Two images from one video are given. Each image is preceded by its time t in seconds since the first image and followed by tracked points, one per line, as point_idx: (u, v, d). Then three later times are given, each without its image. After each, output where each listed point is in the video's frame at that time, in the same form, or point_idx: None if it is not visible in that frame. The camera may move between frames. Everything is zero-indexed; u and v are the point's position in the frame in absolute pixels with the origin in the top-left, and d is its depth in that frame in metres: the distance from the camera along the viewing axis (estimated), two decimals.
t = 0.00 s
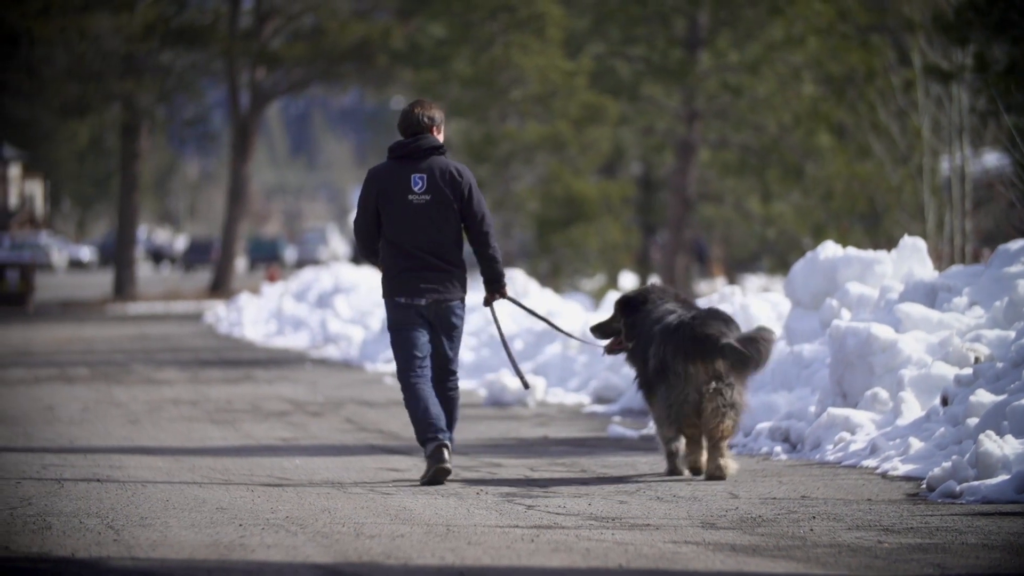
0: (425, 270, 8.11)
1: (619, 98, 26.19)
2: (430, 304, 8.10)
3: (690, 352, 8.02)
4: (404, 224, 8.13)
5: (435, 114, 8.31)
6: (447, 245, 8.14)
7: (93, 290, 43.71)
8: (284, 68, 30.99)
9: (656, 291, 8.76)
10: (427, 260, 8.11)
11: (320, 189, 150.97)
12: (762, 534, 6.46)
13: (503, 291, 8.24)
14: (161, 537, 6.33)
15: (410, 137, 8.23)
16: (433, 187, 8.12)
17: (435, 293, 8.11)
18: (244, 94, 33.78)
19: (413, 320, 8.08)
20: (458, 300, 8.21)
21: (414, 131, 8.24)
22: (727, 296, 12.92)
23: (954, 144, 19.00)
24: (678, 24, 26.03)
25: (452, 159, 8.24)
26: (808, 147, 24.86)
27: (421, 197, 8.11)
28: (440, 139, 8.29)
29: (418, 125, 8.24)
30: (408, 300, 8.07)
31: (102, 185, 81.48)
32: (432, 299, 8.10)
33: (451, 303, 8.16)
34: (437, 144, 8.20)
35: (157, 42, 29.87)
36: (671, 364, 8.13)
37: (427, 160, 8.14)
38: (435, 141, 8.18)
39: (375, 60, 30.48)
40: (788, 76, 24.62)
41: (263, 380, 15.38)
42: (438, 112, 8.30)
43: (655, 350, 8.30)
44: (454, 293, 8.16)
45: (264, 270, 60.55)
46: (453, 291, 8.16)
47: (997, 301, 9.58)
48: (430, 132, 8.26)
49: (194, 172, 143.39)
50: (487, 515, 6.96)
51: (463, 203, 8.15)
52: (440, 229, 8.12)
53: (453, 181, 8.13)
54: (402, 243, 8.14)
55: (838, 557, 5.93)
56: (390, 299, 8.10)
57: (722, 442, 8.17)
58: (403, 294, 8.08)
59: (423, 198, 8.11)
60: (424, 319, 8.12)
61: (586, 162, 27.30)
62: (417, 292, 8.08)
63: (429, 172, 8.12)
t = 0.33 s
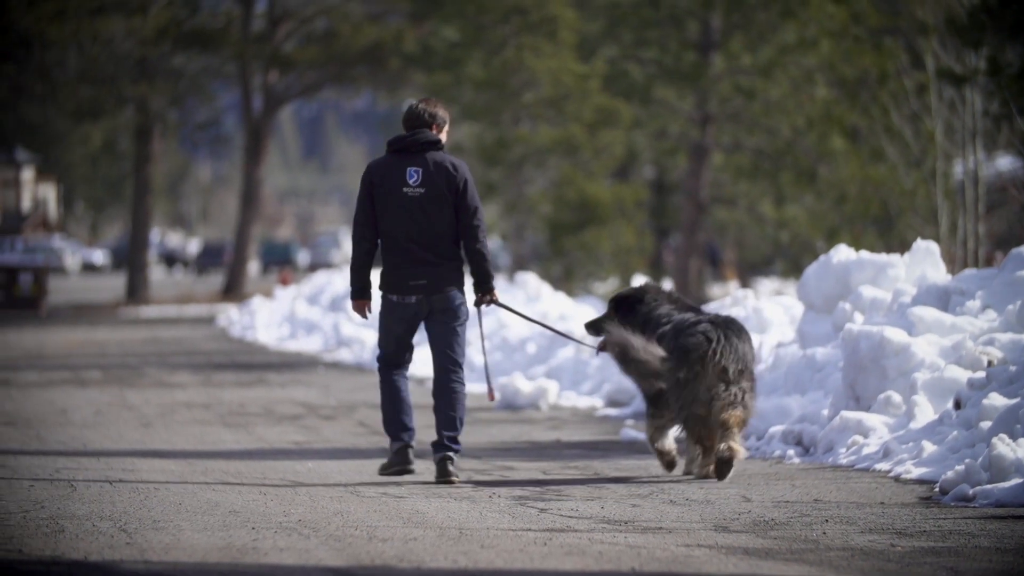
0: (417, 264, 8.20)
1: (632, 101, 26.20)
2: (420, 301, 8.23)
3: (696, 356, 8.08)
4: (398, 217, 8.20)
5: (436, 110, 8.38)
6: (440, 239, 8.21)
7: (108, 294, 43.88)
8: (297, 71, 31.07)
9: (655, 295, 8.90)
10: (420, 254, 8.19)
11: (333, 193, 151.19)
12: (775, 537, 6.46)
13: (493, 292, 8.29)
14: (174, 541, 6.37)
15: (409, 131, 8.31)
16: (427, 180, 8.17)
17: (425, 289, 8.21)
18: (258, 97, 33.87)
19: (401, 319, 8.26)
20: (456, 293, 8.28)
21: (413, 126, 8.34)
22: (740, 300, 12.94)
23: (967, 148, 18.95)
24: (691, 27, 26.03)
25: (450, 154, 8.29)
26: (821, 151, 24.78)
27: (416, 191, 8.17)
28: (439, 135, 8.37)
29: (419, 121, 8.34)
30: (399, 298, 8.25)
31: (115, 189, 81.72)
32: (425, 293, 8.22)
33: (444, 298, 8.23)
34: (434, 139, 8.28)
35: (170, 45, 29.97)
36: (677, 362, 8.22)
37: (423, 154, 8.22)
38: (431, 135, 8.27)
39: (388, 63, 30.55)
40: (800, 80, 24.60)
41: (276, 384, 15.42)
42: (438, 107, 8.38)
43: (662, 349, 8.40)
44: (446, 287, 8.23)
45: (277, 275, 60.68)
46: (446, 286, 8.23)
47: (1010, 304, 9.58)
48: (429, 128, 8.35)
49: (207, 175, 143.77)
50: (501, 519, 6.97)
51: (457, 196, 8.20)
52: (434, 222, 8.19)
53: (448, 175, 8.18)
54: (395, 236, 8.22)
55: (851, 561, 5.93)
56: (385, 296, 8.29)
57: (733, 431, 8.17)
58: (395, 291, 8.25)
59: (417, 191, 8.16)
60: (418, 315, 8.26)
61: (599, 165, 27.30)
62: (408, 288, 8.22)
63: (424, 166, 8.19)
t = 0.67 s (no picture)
0: (392, 277, 8.27)
1: (642, 104, 26.18)
2: (394, 313, 8.31)
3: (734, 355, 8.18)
4: (373, 230, 8.27)
5: (410, 123, 8.44)
6: (415, 251, 8.24)
7: (119, 297, 43.97)
8: (307, 74, 31.09)
9: (641, 300, 8.86)
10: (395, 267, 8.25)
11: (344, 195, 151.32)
12: (786, 540, 6.47)
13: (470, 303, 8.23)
14: (185, 544, 6.40)
15: (383, 146, 8.39)
16: (399, 193, 8.22)
17: (400, 301, 8.28)
18: (268, 101, 33.91)
19: (375, 328, 8.33)
20: (431, 305, 8.31)
21: (387, 140, 8.41)
22: (750, 302, 12.93)
23: (977, 151, 18.89)
24: (701, 30, 26.00)
25: (424, 166, 8.33)
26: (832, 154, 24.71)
27: (388, 204, 8.23)
28: (413, 147, 8.42)
29: (394, 136, 8.41)
30: (376, 309, 8.32)
31: (126, 192, 81.87)
32: (401, 305, 8.28)
33: (419, 311, 8.28)
34: (407, 152, 8.33)
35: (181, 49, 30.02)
36: (695, 364, 8.22)
37: (395, 168, 8.28)
38: (404, 149, 8.32)
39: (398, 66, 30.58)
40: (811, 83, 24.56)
41: (287, 387, 15.43)
42: (411, 121, 8.43)
43: (665, 354, 8.36)
44: (420, 300, 8.28)
45: (286, 278, 60.80)
46: (420, 296, 8.27)
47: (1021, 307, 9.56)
48: (403, 141, 8.41)
49: (218, 178, 143.99)
50: (511, 522, 6.98)
51: (429, 208, 8.23)
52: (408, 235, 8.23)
53: (419, 187, 8.22)
54: (370, 248, 8.29)
55: (861, 564, 5.94)
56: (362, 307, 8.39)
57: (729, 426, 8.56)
58: (372, 302, 8.33)
59: (389, 204, 8.22)
60: (392, 327, 8.33)
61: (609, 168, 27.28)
62: (383, 299, 8.30)
63: (396, 179, 8.24)
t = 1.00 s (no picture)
0: (384, 276, 8.44)
1: (653, 106, 26.18)
2: (389, 308, 8.43)
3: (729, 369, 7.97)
4: (364, 232, 8.45)
5: (406, 129, 8.60)
6: (406, 253, 8.45)
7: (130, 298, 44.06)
8: (318, 75, 31.14)
9: (634, 299, 8.96)
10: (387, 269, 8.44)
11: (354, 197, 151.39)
12: (796, 541, 6.48)
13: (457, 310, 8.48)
14: (196, 544, 6.43)
15: (380, 149, 8.55)
16: (391, 198, 8.41)
17: (395, 298, 8.43)
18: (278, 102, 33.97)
19: (371, 325, 8.40)
20: (419, 304, 8.50)
21: (383, 145, 8.57)
22: (760, 303, 12.96)
23: (988, 152, 18.84)
24: (712, 31, 26.00)
25: (416, 173, 8.51)
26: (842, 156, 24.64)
27: (379, 207, 8.42)
28: (409, 154, 8.58)
29: (390, 142, 8.57)
30: (369, 305, 8.42)
31: (138, 193, 81.95)
32: (394, 303, 8.43)
33: (411, 310, 8.47)
34: (403, 159, 8.49)
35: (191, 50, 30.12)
36: (685, 362, 8.24)
37: (388, 173, 8.45)
38: (400, 156, 8.48)
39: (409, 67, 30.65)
40: (821, 85, 24.54)
41: (297, 388, 15.47)
42: (408, 126, 8.58)
43: (659, 355, 8.44)
44: (412, 298, 8.46)
45: (296, 279, 60.92)
46: (412, 297, 8.46)
47: None
48: (399, 148, 8.57)
49: (229, 179, 144.20)
50: (521, 523, 7.00)
51: (419, 214, 8.42)
52: (398, 237, 8.43)
53: (412, 194, 8.40)
54: (361, 248, 8.47)
55: (872, 565, 5.95)
56: (353, 304, 8.46)
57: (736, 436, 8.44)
58: (363, 300, 8.44)
59: (381, 208, 8.41)
60: (388, 323, 8.45)
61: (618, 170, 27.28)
62: (377, 296, 8.43)
63: (389, 184, 8.42)
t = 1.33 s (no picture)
0: (379, 265, 8.52)
1: (665, 102, 26.18)
2: (383, 299, 8.55)
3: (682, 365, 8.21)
4: (363, 217, 8.53)
5: (411, 120, 8.69)
6: (403, 242, 8.54)
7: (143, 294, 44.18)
8: (329, 71, 31.19)
9: (626, 306, 9.10)
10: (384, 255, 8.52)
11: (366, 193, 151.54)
12: (808, 537, 6.49)
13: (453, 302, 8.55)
14: (209, 540, 6.46)
15: (384, 137, 8.64)
16: (393, 185, 8.50)
17: (387, 288, 8.54)
18: (290, 98, 34.05)
19: (364, 319, 8.56)
20: (415, 294, 8.59)
21: (388, 134, 8.67)
22: (773, 299, 12.98)
23: (1001, 147, 18.79)
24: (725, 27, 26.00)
25: (419, 164, 8.62)
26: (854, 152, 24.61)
27: (381, 193, 8.50)
28: (413, 145, 8.69)
29: (395, 131, 8.67)
30: (362, 295, 8.55)
31: (150, 190, 82.13)
32: (388, 293, 8.54)
33: (406, 298, 8.56)
34: (407, 148, 8.60)
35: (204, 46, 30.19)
36: (671, 361, 8.28)
37: (392, 161, 8.55)
38: (404, 145, 8.59)
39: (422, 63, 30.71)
40: (834, 81, 24.51)
41: (309, 384, 15.52)
42: (413, 117, 8.69)
43: (649, 353, 8.48)
44: (406, 288, 8.56)
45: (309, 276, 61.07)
46: (407, 287, 8.56)
47: None
48: (403, 137, 8.67)
49: (242, 175, 144.48)
50: (534, 519, 7.02)
51: (420, 204, 8.52)
52: (396, 227, 8.52)
53: (414, 183, 8.51)
54: (357, 235, 8.55)
55: (884, 561, 5.96)
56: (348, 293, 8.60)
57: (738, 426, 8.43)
58: (356, 288, 8.56)
59: (382, 194, 8.50)
60: (379, 315, 8.58)
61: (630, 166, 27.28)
62: (370, 286, 8.54)
63: (392, 171, 8.52)
